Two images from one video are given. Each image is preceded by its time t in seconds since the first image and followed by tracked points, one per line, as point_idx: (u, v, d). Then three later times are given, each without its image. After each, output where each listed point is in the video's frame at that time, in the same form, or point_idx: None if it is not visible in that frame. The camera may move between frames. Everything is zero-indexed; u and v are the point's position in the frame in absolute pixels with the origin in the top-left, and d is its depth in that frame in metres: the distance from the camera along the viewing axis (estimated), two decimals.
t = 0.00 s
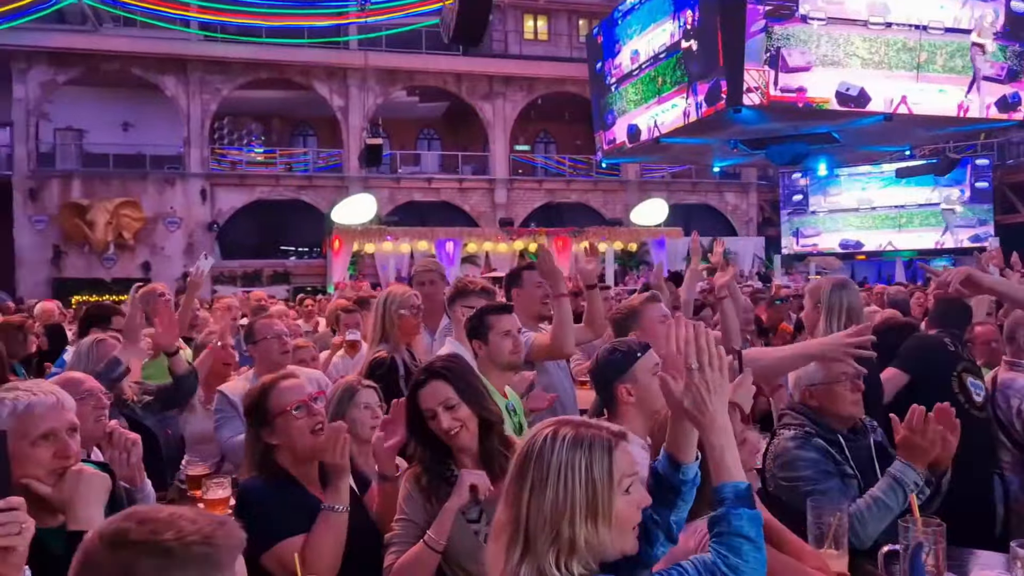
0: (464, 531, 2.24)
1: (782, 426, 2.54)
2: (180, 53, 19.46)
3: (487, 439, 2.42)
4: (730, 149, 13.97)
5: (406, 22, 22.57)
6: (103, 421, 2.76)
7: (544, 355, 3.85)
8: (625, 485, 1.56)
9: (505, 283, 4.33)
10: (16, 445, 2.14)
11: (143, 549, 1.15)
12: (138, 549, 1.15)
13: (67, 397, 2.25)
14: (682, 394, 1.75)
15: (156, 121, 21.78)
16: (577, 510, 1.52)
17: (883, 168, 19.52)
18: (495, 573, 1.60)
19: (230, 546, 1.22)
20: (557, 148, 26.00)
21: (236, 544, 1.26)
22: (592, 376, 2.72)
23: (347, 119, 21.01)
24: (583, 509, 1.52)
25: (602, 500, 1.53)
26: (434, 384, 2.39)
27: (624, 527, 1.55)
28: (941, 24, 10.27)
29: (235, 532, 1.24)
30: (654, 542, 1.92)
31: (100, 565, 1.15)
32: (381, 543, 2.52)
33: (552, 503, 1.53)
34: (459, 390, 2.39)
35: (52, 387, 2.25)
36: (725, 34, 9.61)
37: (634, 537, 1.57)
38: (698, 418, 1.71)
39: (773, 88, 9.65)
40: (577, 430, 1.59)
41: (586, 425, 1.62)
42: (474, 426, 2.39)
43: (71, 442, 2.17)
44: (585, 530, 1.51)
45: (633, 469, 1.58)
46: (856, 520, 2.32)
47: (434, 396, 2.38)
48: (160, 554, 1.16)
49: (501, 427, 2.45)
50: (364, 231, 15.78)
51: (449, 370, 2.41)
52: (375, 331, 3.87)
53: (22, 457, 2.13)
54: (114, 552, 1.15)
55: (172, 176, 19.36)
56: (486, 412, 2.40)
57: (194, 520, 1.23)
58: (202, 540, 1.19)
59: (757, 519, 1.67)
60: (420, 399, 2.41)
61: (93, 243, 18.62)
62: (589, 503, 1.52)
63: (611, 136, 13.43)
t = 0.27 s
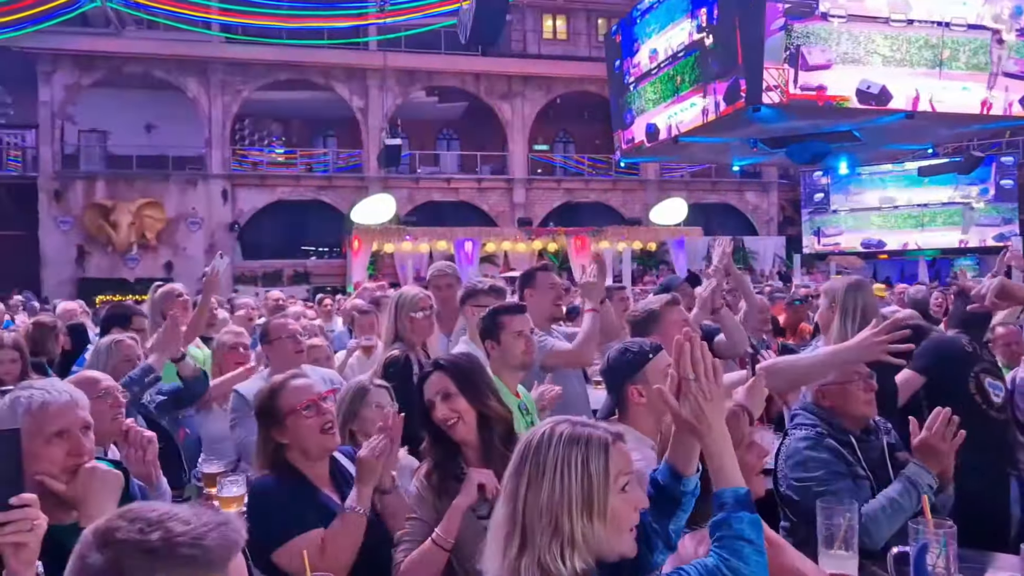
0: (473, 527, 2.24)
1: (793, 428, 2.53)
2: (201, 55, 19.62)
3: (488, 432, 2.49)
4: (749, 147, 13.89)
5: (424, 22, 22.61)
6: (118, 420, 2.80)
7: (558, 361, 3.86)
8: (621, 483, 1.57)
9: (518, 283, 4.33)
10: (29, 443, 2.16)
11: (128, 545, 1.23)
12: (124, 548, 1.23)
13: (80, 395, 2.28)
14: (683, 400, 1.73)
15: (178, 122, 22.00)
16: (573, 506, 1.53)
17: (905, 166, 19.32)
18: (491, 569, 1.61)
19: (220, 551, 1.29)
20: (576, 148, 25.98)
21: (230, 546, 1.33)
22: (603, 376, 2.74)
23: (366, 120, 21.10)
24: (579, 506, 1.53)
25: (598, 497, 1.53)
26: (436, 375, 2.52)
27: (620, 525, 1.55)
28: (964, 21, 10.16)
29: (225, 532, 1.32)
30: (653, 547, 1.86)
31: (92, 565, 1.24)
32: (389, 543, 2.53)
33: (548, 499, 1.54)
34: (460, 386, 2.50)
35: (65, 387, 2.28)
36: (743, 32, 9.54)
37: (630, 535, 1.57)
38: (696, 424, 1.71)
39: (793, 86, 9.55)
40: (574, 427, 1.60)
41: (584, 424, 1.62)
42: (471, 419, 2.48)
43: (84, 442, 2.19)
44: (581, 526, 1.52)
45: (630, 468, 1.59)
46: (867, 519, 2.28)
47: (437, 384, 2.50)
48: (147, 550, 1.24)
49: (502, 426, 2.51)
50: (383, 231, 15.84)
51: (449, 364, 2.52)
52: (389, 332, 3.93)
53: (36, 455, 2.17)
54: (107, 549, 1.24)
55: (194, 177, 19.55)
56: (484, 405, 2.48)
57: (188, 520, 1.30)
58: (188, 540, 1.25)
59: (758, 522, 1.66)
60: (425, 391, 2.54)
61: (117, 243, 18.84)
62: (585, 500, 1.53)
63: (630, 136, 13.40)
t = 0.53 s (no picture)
0: (474, 524, 2.28)
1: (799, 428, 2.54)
2: (215, 56, 19.75)
3: (485, 429, 2.51)
4: (763, 147, 13.82)
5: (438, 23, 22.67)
6: (128, 420, 2.85)
7: (568, 363, 3.90)
8: (617, 484, 1.58)
9: (527, 284, 4.36)
10: (37, 441, 2.23)
11: (151, 543, 1.21)
12: (147, 545, 1.21)
13: (87, 398, 2.35)
14: (678, 400, 1.73)
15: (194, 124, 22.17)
16: (570, 505, 1.54)
17: (922, 165, 19.16)
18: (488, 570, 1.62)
19: (240, 553, 1.26)
20: (589, 148, 25.97)
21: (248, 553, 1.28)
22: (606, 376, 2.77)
23: (380, 121, 21.17)
24: (576, 507, 1.54)
25: (594, 498, 1.54)
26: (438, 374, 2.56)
27: (617, 525, 1.57)
28: (980, 20, 10.08)
29: (246, 538, 1.27)
30: (652, 543, 1.85)
31: (116, 561, 1.21)
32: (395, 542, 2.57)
33: (546, 500, 1.54)
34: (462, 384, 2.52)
35: (73, 388, 2.35)
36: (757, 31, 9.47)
37: (626, 534, 1.58)
38: (692, 421, 1.70)
39: (806, 85, 9.49)
40: (570, 428, 1.61)
41: (581, 423, 1.63)
42: (469, 416, 2.50)
43: (91, 441, 2.26)
44: (579, 526, 1.53)
45: (625, 468, 1.61)
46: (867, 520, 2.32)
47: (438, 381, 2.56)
48: (166, 547, 1.21)
49: (497, 424, 2.51)
50: (397, 231, 15.88)
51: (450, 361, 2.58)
52: (398, 332, 3.96)
53: (43, 454, 2.23)
54: (131, 542, 1.22)
55: (209, 178, 19.68)
56: (482, 407, 2.50)
57: (208, 526, 1.27)
58: (208, 541, 1.22)
59: (754, 522, 1.66)
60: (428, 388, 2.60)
61: (133, 244, 19.00)
62: (581, 501, 1.54)
63: (642, 136, 13.38)
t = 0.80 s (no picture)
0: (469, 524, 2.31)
1: (794, 430, 2.58)
2: (222, 58, 19.83)
3: (481, 431, 2.58)
4: (769, 147, 13.80)
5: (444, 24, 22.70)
6: (129, 419, 2.88)
7: (569, 365, 3.95)
8: (598, 482, 1.59)
9: (528, 283, 4.37)
10: (36, 442, 2.27)
11: (159, 538, 1.26)
12: (152, 542, 1.25)
13: (85, 398, 2.39)
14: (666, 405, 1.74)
15: (201, 125, 22.25)
16: (551, 504, 1.56)
17: (929, 165, 19.10)
18: (474, 568, 1.65)
19: (249, 559, 1.31)
20: (596, 148, 25.99)
21: (255, 557, 1.34)
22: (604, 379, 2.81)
23: (387, 122, 21.22)
24: (555, 506, 1.55)
25: (575, 497, 1.56)
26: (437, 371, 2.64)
27: (599, 524, 1.58)
28: (986, 19, 10.10)
29: (255, 543, 1.33)
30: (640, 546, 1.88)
31: (127, 557, 1.25)
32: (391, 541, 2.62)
33: (528, 498, 1.56)
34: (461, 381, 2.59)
35: (71, 389, 2.38)
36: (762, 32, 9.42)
37: (609, 532, 1.59)
38: (684, 425, 1.71)
39: (811, 86, 9.45)
40: (552, 427, 1.62)
41: (564, 423, 1.64)
42: (467, 416, 2.57)
43: (88, 440, 2.28)
44: (559, 525, 1.54)
45: (607, 466, 1.61)
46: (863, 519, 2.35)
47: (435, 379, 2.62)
48: (174, 547, 1.25)
49: (495, 423, 2.57)
50: (403, 232, 15.90)
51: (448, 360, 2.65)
52: (400, 334, 3.99)
53: (43, 454, 2.26)
54: (142, 538, 1.26)
55: (217, 179, 19.76)
56: (479, 405, 2.57)
57: (216, 526, 1.31)
58: (209, 539, 1.28)
59: (737, 526, 1.68)
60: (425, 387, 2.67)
61: (141, 245, 19.08)
62: (561, 500, 1.55)
63: (648, 136, 13.38)
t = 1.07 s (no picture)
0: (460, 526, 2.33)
1: (788, 429, 2.59)
2: (225, 59, 19.88)
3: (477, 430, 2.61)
4: (771, 148, 13.80)
5: (447, 25, 22.75)
6: (126, 420, 2.90)
7: (569, 367, 3.96)
8: (576, 480, 1.61)
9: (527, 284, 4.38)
10: (29, 442, 2.28)
11: (150, 533, 1.25)
12: (142, 536, 1.25)
13: (79, 398, 2.40)
14: (645, 408, 1.74)
15: (205, 127, 22.29)
16: (530, 503, 1.58)
17: (933, 166, 19.07)
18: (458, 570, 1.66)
19: (236, 556, 1.30)
20: (599, 149, 26.01)
21: (243, 558, 1.32)
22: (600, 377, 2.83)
23: (390, 123, 21.25)
24: (534, 505, 1.57)
25: (554, 497, 1.58)
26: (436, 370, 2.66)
27: (579, 521, 1.60)
28: (988, 19, 10.10)
29: (242, 545, 1.31)
30: (623, 545, 1.90)
31: (116, 548, 1.24)
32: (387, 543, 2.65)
33: (506, 497, 1.58)
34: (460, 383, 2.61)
35: (65, 389, 2.41)
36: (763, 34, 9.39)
37: (591, 529, 1.61)
38: (657, 431, 1.73)
39: (813, 87, 9.44)
40: (529, 428, 1.64)
41: (541, 424, 1.67)
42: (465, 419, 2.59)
43: (82, 441, 2.31)
44: (538, 524, 1.56)
45: (585, 465, 1.63)
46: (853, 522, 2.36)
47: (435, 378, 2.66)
48: (165, 543, 1.25)
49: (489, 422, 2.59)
50: (406, 232, 15.91)
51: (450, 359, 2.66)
52: (399, 334, 4.01)
53: (35, 453, 2.28)
54: (131, 531, 1.26)
55: (220, 180, 19.80)
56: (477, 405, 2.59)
57: (206, 525, 1.30)
58: (200, 540, 1.26)
59: (712, 524, 1.70)
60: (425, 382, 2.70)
61: (144, 246, 19.13)
62: (540, 499, 1.57)
63: (650, 137, 13.38)
